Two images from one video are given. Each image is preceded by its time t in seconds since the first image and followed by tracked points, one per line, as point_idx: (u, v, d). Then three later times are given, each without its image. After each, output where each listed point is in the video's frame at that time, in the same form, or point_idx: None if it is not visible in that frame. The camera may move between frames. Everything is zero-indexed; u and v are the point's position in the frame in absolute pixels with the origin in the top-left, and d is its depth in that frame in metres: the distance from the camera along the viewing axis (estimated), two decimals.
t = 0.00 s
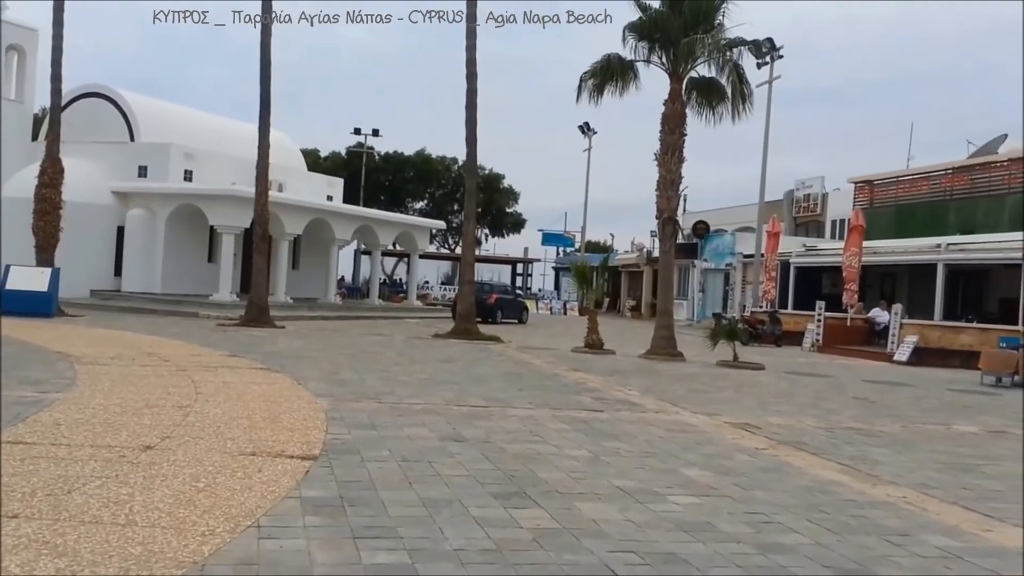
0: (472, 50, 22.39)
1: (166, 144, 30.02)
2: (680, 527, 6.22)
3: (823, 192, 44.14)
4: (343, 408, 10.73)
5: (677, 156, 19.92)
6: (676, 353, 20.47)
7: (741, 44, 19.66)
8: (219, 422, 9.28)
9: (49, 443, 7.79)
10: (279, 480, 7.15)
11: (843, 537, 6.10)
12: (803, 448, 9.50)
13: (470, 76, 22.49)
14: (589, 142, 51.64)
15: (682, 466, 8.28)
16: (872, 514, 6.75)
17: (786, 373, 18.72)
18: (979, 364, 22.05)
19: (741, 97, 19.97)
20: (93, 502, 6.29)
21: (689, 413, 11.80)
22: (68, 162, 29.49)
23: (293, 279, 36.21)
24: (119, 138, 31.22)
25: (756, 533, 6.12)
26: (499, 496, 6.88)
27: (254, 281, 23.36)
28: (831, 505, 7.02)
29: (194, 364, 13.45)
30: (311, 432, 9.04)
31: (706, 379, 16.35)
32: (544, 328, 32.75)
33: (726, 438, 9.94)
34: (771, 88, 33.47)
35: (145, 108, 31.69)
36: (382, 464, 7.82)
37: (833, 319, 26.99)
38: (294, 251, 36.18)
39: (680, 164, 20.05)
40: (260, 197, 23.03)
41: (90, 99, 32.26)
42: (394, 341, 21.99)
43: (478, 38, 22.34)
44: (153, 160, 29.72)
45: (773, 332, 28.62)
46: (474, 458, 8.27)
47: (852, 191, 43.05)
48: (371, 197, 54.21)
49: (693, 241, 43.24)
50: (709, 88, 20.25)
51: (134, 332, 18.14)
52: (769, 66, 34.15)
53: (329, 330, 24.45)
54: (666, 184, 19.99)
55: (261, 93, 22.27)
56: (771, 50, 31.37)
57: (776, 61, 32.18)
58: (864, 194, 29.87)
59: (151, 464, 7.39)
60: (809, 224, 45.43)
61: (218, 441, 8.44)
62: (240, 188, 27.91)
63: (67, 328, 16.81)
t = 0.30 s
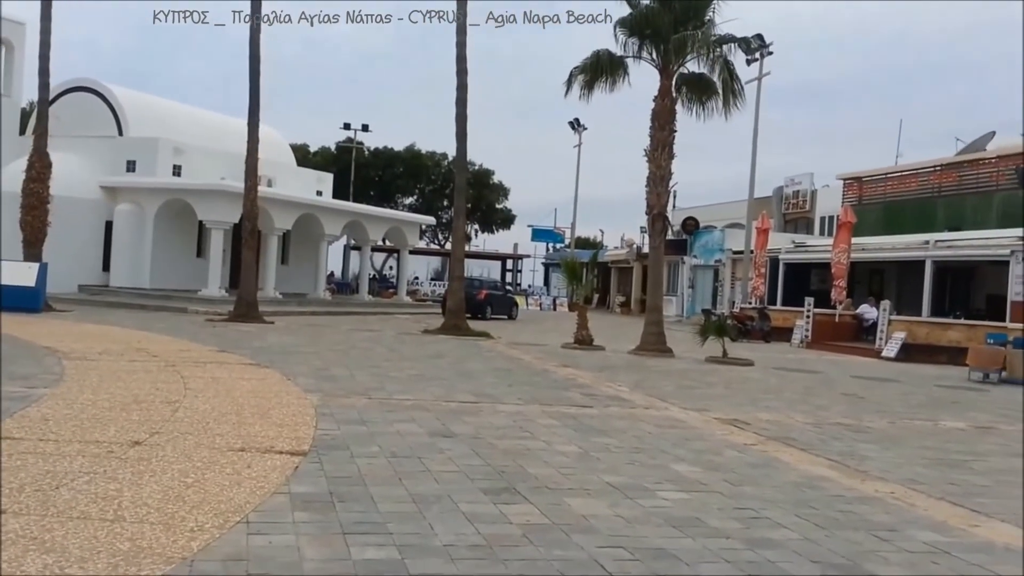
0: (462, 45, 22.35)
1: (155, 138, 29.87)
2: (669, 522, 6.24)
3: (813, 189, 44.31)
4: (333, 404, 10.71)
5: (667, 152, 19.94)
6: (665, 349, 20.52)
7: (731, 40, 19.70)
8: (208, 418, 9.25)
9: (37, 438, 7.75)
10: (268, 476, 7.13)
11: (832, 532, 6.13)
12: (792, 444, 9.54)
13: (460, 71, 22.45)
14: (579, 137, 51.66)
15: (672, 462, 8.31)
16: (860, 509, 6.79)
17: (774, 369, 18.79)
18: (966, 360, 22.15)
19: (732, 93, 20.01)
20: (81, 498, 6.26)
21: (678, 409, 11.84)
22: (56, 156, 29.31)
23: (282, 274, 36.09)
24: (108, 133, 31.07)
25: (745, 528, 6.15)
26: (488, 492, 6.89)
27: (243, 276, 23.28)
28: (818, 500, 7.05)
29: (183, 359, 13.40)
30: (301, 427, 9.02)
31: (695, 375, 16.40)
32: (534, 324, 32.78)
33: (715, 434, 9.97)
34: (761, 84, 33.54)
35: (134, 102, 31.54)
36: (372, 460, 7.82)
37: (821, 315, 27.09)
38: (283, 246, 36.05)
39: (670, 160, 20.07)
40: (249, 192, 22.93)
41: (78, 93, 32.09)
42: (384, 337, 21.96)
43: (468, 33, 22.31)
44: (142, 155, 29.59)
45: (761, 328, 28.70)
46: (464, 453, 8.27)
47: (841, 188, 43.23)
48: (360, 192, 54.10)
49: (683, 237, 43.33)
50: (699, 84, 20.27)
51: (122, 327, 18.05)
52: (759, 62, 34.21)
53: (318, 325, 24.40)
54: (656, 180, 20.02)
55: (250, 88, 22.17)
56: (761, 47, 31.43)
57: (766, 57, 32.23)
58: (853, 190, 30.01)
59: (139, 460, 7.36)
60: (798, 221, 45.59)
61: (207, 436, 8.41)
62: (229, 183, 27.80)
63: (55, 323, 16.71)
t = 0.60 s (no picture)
0: (452, 40, 22.30)
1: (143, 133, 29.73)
2: (659, 517, 6.25)
3: (802, 185, 44.44)
4: (322, 399, 10.69)
5: (657, 148, 19.96)
6: (655, 345, 20.55)
7: (722, 36, 19.72)
8: (197, 413, 9.23)
9: (24, 434, 7.72)
10: (258, 471, 7.11)
11: (820, 527, 6.16)
12: (781, 440, 9.58)
13: (450, 67, 22.41)
14: (569, 133, 51.73)
15: (661, 457, 8.33)
16: (848, 504, 6.83)
17: (763, 365, 18.84)
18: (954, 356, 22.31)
19: (721, 90, 20.06)
20: (70, 493, 6.24)
21: (667, 404, 11.87)
22: (43, 150, 29.14)
23: (272, 270, 35.97)
24: (95, 127, 30.90)
25: (734, 523, 6.17)
26: (478, 488, 6.89)
27: (232, 271, 23.21)
28: (807, 495, 7.08)
29: (171, 355, 13.34)
30: (291, 423, 9.01)
31: (685, 371, 16.44)
32: (523, 320, 32.78)
33: (705, 430, 10.00)
34: (751, 80, 33.61)
35: (122, 96, 31.38)
36: (362, 456, 7.81)
37: (810, 311, 27.18)
38: (272, 241, 35.94)
39: (660, 156, 20.09)
40: (238, 187, 22.84)
41: (66, 87, 31.90)
42: (373, 333, 21.93)
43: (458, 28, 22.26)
44: (130, 149, 29.44)
45: (750, 324, 28.80)
46: (454, 449, 8.27)
47: (829, 184, 43.38)
48: (350, 188, 53.97)
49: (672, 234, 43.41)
50: (689, 80, 20.28)
51: (110, 323, 17.97)
52: (749, 58, 34.29)
53: (307, 321, 24.34)
54: (646, 176, 20.04)
55: (239, 82, 22.08)
56: (750, 44, 31.50)
57: (755, 53, 32.30)
58: (842, 187, 30.14)
59: (128, 455, 7.34)
60: (787, 217, 45.72)
61: (196, 432, 8.39)
62: (218, 178, 27.69)
63: (42, 318, 16.62)
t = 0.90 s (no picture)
0: (442, 36, 22.26)
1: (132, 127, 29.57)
2: (649, 513, 6.27)
3: (791, 182, 44.56)
4: (312, 395, 10.68)
5: (647, 144, 19.98)
6: (645, 341, 20.59)
7: (712, 32, 19.75)
8: (186, 409, 9.20)
9: (12, 430, 7.68)
10: (247, 467, 7.10)
11: (809, 522, 6.19)
12: (770, 435, 9.62)
13: (440, 62, 22.38)
14: (560, 129, 51.77)
15: (651, 453, 8.35)
16: (837, 499, 6.87)
17: (752, 361, 18.91)
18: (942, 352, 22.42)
19: (712, 86, 20.09)
20: (58, 489, 6.21)
21: (657, 400, 11.90)
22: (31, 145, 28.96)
23: (261, 265, 35.86)
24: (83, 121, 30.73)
25: (723, 518, 6.20)
26: (468, 483, 6.89)
27: (221, 267, 23.12)
28: (796, 490, 7.12)
29: (160, 350, 13.29)
30: (280, 419, 8.99)
31: (674, 367, 16.48)
32: (513, 316, 32.79)
33: (694, 426, 10.03)
34: (741, 77, 33.71)
35: (111, 90, 31.21)
36: (351, 452, 7.79)
37: (799, 307, 27.26)
38: (262, 237, 35.82)
39: (650, 152, 20.10)
40: (228, 182, 22.73)
41: (54, 81, 31.70)
42: (363, 328, 21.92)
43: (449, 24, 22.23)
44: (119, 144, 29.29)
45: (740, 320, 28.89)
46: (444, 445, 8.27)
47: (819, 181, 43.52)
48: (339, 183, 53.86)
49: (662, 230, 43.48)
50: (679, 76, 20.31)
51: (98, 318, 17.89)
52: (738, 55, 34.35)
53: (297, 317, 24.28)
54: (637, 172, 20.05)
55: (229, 77, 21.99)
56: (740, 40, 31.54)
57: (745, 49, 32.36)
58: (830, 183, 30.31)
59: (117, 451, 7.31)
60: (776, 214, 45.85)
61: (185, 428, 8.35)
62: (207, 173, 27.56)
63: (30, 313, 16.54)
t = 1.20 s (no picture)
0: (432, 32, 22.23)
1: (120, 123, 29.41)
2: (638, 509, 6.29)
3: (780, 179, 44.70)
4: (301, 392, 10.65)
5: (637, 141, 19.99)
6: (635, 338, 20.63)
7: (702, 29, 19.79)
8: (175, 406, 9.17)
9: None
10: (237, 464, 7.08)
11: (798, 518, 6.21)
12: (759, 432, 9.65)
13: (430, 58, 22.34)
14: (550, 126, 51.85)
15: (641, 449, 8.36)
16: (826, 496, 6.90)
17: (742, 358, 18.98)
18: (930, 350, 22.51)
19: (702, 83, 20.13)
20: (46, 486, 6.19)
21: (647, 397, 11.92)
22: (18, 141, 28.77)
23: (250, 262, 35.75)
24: (71, 117, 30.56)
25: (712, 514, 6.22)
26: (458, 480, 6.89)
27: (209, 263, 23.04)
28: (785, 487, 7.15)
29: (149, 347, 13.24)
30: (269, 416, 8.97)
31: (664, 364, 16.51)
32: (503, 313, 32.79)
33: (684, 423, 10.05)
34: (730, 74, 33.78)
35: (98, 85, 31.05)
36: (341, 448, 7.78)
37: (788, 304, 27.35)
38: (251, 233, 35.69)
39: (640, 149, 20.11)
40: (217, 179, 22.64)
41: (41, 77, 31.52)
42: (353, 325, 21.90)
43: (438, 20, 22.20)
44: (107, 139, 29.13)
45: (729, 317, 28.97)
46: (433, 442, 8.26)
47: (808, 178, 43.66)
48: (329, 180, 53.74)
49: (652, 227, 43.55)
50: (669, 73, 20.32)
51: (86, 315, 17.81)
52: (728, 51, 34.42)
53: (286, 314, 24.23)
54: (627, 169, 20.06)
55: (218, 73, 21.90)
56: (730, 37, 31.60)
57: (735, 47, 32.42)
58: (819, 181, 30.43)
59: (106, 448, 7.29)
60: (766, 211, 45.98)
61: (174, 425, 8.33)
62: (196, 169, 27.43)
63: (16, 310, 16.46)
